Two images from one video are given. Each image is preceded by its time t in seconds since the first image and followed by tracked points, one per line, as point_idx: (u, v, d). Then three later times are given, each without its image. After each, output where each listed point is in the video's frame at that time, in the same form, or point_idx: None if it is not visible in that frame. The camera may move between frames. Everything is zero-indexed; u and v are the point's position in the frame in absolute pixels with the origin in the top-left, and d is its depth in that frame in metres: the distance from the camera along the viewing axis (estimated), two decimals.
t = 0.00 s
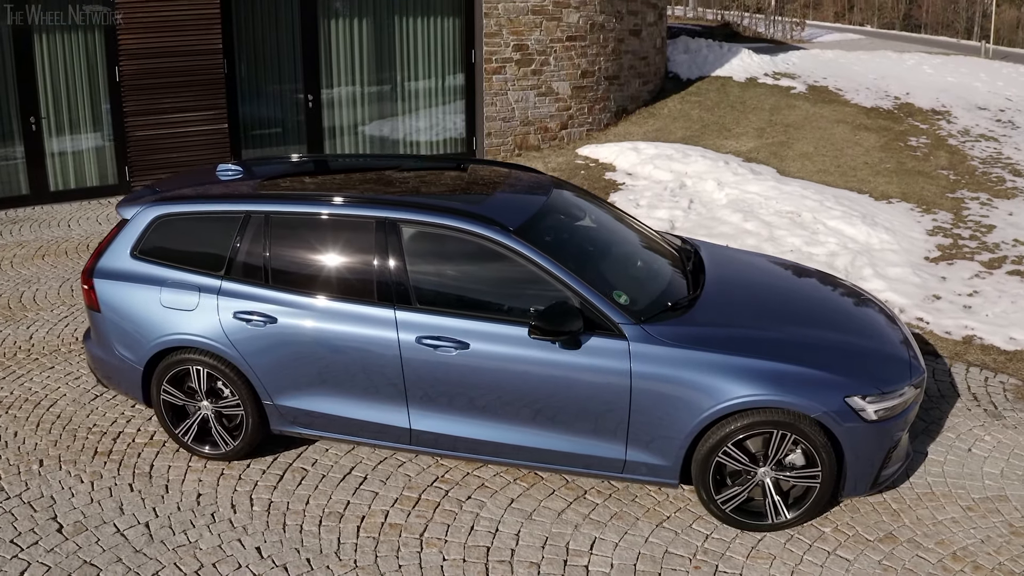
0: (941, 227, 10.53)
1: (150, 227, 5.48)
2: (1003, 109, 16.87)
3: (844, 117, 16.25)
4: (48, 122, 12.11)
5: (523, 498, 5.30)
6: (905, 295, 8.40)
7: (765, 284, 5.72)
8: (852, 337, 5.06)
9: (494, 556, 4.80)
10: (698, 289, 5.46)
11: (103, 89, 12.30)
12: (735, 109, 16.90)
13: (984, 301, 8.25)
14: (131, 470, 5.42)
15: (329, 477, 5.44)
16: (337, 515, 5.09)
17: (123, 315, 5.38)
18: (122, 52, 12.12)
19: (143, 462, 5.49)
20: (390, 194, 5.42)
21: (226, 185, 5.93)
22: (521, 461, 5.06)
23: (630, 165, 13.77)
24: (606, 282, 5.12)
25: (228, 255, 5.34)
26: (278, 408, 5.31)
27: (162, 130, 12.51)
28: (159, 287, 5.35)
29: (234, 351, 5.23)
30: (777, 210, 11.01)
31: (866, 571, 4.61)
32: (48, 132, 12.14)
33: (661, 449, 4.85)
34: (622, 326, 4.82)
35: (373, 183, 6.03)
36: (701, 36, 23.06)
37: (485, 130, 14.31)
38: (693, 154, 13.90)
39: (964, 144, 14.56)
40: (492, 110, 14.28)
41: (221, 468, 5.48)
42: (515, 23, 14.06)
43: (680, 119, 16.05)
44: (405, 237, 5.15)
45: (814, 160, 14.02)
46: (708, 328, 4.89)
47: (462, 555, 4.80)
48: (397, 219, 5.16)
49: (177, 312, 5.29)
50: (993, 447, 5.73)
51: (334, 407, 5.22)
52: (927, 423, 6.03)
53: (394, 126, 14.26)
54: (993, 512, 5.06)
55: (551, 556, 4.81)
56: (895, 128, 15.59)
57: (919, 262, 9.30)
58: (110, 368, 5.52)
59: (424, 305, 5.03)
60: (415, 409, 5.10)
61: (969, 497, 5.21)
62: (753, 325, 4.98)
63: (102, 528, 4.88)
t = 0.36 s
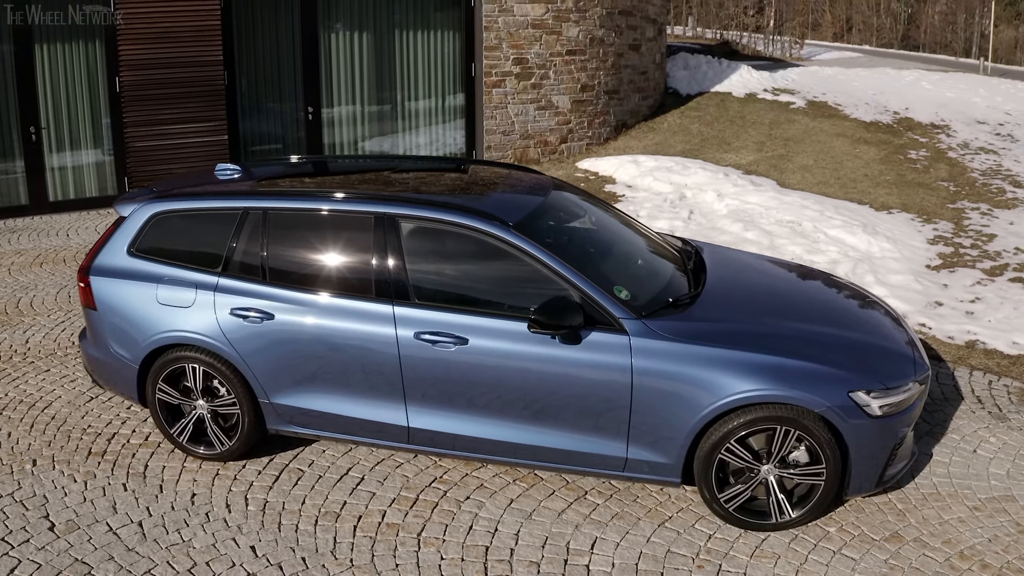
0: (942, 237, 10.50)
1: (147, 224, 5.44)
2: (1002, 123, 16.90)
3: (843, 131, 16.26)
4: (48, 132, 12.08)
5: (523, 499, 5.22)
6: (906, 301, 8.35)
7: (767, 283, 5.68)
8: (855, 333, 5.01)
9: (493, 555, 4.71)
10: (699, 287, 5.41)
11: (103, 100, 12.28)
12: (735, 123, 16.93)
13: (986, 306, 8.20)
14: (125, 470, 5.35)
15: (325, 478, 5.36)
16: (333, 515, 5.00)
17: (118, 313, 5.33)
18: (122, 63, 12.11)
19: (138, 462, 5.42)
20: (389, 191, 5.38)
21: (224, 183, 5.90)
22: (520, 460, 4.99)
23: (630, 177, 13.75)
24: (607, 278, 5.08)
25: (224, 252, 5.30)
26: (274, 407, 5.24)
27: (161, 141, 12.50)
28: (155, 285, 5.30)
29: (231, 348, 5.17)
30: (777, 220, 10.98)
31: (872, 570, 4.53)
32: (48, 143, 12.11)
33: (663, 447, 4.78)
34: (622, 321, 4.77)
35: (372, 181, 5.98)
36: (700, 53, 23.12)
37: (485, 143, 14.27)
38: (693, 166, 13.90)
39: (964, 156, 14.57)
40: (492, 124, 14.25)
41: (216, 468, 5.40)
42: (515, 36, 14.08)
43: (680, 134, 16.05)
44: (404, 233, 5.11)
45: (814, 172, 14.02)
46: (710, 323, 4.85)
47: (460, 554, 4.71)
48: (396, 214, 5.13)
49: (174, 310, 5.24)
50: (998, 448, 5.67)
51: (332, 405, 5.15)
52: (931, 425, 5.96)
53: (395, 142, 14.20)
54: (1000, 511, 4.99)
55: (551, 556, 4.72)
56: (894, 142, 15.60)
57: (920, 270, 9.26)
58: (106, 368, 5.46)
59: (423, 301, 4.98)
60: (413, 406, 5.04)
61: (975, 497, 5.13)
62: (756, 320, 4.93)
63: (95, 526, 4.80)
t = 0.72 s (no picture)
0: (942, 251, 10.48)
1: (145, 228, 5.42)
2: (1001, 142, 16.93)
3: (843, 151, 16.29)
4: (49, 149, 12.11)
5: (522, 506, 5.14)
6: (907, 313, 8.31)
7: (769, 289, 5.64)
8: (857, 336, 4.97)
9: (492, 561, 4.63)
10: (699, 292, 5.37)
11: (103, 116, 12.30)
12: (734, 143, 16.97)
13: (988, 318, 8.16)
14: (119, 476, 5.28)
15: (321, 484, 5.29)
16: (329, 521, 4.93)
17: (115, 317, 5.29)
18: (122, 79, 12.10)
19: (132, 469, 5.35)
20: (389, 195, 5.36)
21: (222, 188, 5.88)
22: (519, 465, 4.93)
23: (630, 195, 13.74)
24: (606, 281, 5.05)
25: (221, 256, 5.27)
26: (271, 412, 5.19)
27: (161, 158, 12.45)
28: (152, 289, 5.27)
29: (227, 352, 5.12)
30: (777, 236, 10.96)
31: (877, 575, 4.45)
32: (49, 159, 12.13)
33: (664, 451, 4.72)
34: (623, 322, 4.72)
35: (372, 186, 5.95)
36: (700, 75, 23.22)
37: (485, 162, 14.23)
38: (693, 184, 13.90)
39: (963, 175, 14.58)
40: (492, 143, 14.21)
41: (211, 475, 5.33)
42: (515, 56, 14.05)
43: (680, 153, 16.04)
44: (403, 235, 5.09)
45: (813, 190, 14.02)
46: (712, 325, 4.80)
47: (458, 560, 4.63)
48: (396, 217, 5.11)
49: (170, 314, 5.20)
50: (1003, 455, 5.60)
51: (330, 410, 5.09)
52: (935, 433, 5.90)
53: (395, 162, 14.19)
54: (1006, 517, 4.92)
55: (550, 561, 4.64)
56: (893, 161, 15.62)
57: (921, 283, 9.22)
58: (101, 373, 5.42)
59: (422, 303, 4.94)
60: (412, 410, 4.98)
61: (981, 503, 5.06)
62: (757, 322, 4.89)
63: (87, 531, 4.73)
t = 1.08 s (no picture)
0: (943, 267, 10.46)
1: (143, 232, 5.40)
2: (1000, 162, 16.96)
3: (842, 170, 16.32)
4: (49, 165, 12.15)
5: (521, 513, 5.07)
6: (909, 326, 8.27)
7: (769, 297, 5.61)
8: (859, 339, 4.93)
9: (490, 566, 4.56)
10: (700, 298, 5.33)
11: (104, 133, 12.33)
12: (733, 164, 17.00)
13: (990, 331, 8.11)
14: (113, 482, 5.22)
15: (318, 492, 5.22)
16: (325, 527, 4.86)
17: (111, 321, 5.26)
18: (124, 96, 12.13)
19: (126, 475, 5.29)
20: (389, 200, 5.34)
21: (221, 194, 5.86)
22: (519, 470, 4.87)
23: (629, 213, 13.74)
24: (606, 284, 5.01)
25: (219, 262, 5.24)
26: (268, 418, 5.13)
27: (161, 175, 12.45)
28: (149, 293, 5.24)
29: (224, 357, 5.08)
30: (778, 252, 10.94)
31: None
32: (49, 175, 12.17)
33: (665, 455, 4.66)
34: (623, 324, 4.68)
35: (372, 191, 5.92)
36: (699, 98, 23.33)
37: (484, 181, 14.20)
38: (692, 202, 13.91)
39: (963, 193, 14.59)
40: (492, 162, 14.19)
41: (206, 482, 5.27)
42: (515, 76, 14.05)
43: (679, 173, 16.04)
44: (402, 238, 5.06)
45: (813, 208, 14.03)
46: (712, 328, 4.77)
47: (456, 565, 4.56)
48: (395, 220, 5.08)
49: (167, 318, 5.17)
50: (1007, 463, 5.55)
51: (327, 415, 5.04)
52: (939, 442, 5.84)
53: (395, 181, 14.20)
54: (1013, 523, 4.85)
55: (550, 567, 4.56)
56: (893, 180, 15.64)
57: (922, 298, 9.19)
58: (96, 379, 5.38)
59: (420, 306, 4.91)
60: (410, 415, 4.93)
61: (987, 510, 5.00)
62: (757, 326, 4.85)
63: (80, 535, 4.66)
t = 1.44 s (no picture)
0: (943, 282, 10.43)
1: (141, 235, 5.39)
2: (999, 181, 16.98)
3: (841, 189, 16.34)
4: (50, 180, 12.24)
5: (520, 518, 5.00)
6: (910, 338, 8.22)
7: (770, 303, 5.58)
8: (861, 342, 4.89)
9: (488, 571, 4.49)
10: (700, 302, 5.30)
11: (105, 151, 12.39)
12: (733, 183, 17.02)
13: (992, 343, 8.07)
14: (107, 487, 5.15)
15: (314, 498, 5.16)
16: (322, 532, 4.80)
17: (107, 325, 5.23)
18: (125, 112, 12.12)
19: (121, 481, 5.23)
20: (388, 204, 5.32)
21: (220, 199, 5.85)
22: (518, 475, 4.81)
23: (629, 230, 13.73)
24: (606, 287, 4.98)
25: (216, 266, 5.22)
26: (265, 422, 5.08)
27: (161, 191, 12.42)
28: (146, 296, 5.21)
29: (220, 360, 5.04)
30: (778, 267, 10.92)
31: None
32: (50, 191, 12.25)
33: (665, 458, 4.61)
34: (622, 325, 4.64)
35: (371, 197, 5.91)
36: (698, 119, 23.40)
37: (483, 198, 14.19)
38: (692, 220, 13.91)
39: (963, 211, 14.60)
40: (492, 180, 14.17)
41: (201, 488, 5.21)
42: (515, 95, 14.01)
43: (679, 194, 16.03)
44: (401, 241, 5.04)
45: (813, 226, 14.03)
46: (713, 330, 4.73)
47: (453, 570, 4.49)
48: (393, 223, 5.06)
49: (163, 321, 5.13)
50: (1012, 469, 5.49)
51: (324, 419, 4.99)
52: (942, 449, 5.78)
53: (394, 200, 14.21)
54: (1018, 528, 4.79)
55: (549, 571, 4.49)
56: (892, 199, 15.65)
57: (923, 311, 9.15)
58: (92, 384, 5.34)
59: (419, 308, 4.87)
60: (408, 418, 4.88)
61: (992, 515, 4.94)
62: (757, 328, 4.82)
63: (72, 539, 4.60)
